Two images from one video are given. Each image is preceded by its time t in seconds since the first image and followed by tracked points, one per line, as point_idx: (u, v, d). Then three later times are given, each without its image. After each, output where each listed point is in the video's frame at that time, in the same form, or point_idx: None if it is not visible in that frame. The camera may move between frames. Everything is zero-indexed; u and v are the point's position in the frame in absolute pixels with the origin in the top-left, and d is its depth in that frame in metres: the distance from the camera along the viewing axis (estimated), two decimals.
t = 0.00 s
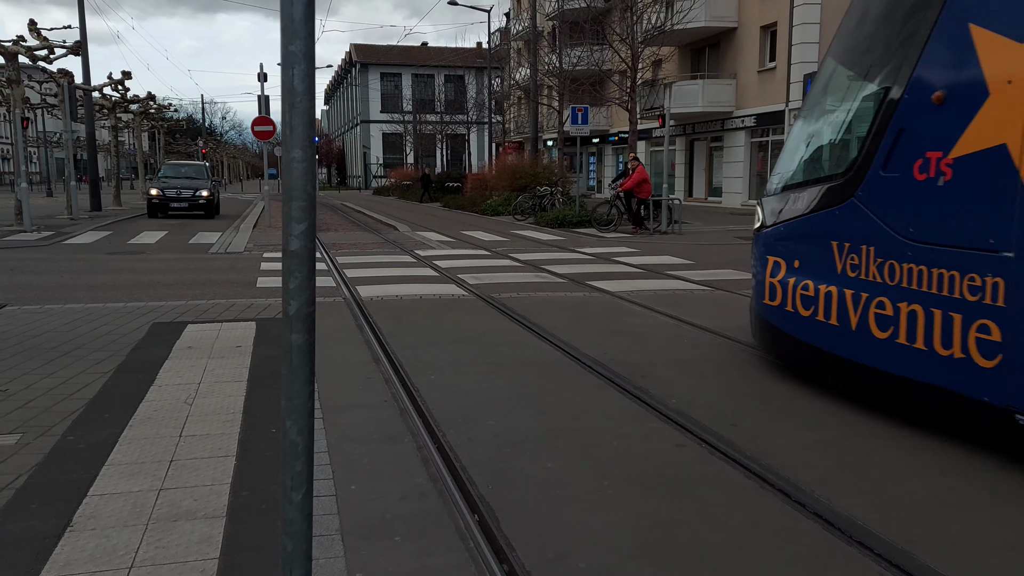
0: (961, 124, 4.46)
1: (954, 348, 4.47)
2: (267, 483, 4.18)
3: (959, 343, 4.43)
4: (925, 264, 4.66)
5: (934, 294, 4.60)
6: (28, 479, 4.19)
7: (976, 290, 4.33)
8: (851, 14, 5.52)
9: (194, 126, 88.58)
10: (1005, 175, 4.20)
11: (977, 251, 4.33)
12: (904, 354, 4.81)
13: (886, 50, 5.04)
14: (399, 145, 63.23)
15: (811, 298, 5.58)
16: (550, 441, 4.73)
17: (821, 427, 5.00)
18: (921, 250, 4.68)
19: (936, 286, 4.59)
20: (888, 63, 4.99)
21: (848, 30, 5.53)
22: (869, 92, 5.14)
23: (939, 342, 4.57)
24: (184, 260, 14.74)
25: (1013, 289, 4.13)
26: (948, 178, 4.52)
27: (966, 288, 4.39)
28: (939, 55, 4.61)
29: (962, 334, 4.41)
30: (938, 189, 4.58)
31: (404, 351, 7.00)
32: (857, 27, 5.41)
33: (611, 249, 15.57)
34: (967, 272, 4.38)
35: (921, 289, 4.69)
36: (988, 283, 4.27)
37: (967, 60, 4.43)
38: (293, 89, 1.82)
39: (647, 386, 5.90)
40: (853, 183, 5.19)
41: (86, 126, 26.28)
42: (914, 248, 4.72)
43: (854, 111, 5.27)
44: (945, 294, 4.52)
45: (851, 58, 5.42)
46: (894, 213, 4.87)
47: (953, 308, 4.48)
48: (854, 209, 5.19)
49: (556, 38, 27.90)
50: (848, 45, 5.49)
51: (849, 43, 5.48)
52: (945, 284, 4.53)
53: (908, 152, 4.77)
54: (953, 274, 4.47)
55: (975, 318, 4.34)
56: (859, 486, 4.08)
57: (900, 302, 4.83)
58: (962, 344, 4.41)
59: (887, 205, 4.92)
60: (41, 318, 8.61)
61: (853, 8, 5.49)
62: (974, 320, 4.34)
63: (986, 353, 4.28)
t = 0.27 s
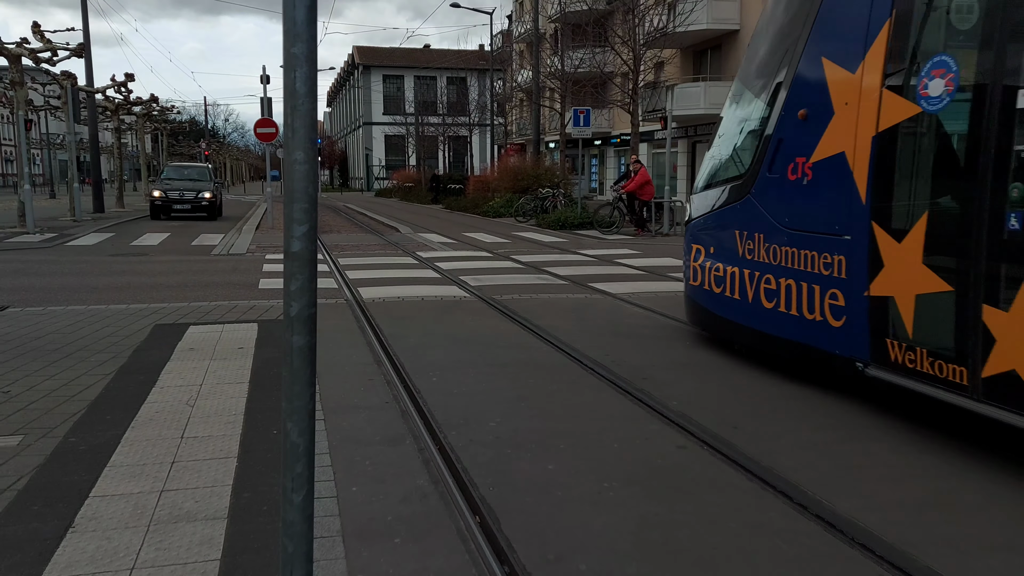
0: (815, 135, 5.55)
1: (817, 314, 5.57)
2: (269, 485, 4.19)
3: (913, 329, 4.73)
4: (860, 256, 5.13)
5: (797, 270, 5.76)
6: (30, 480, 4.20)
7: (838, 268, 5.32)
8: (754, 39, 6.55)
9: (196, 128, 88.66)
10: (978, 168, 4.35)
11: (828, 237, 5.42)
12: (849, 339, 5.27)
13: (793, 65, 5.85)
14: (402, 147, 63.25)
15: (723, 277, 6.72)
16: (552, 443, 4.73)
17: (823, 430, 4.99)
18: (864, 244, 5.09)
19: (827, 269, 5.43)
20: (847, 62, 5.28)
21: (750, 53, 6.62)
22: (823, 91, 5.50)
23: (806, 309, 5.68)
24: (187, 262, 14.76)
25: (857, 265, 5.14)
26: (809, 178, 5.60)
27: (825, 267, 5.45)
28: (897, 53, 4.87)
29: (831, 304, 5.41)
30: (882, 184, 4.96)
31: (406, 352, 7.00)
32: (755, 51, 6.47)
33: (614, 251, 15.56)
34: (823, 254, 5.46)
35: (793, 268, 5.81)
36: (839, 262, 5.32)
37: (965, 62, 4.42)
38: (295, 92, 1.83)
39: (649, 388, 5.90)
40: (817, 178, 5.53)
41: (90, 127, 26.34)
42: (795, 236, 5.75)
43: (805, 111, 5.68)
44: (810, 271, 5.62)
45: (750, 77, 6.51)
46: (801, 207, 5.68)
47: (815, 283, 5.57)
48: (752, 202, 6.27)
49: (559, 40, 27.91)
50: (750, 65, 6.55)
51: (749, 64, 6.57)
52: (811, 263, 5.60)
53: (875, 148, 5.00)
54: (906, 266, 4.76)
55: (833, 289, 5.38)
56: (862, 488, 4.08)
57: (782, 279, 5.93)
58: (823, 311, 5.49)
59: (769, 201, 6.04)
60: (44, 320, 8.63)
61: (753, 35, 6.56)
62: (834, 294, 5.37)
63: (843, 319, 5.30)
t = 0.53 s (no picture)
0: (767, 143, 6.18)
1: (748, 299, 6.41)
2: (269, 490, 4.17)
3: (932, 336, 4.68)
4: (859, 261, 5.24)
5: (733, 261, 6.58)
6: (30, 484, 4.19)
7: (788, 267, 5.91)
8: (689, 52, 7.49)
9: (199, 132, 88.75)
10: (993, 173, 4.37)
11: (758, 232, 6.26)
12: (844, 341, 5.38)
13: (793, 66, 5.92)
14: (403, 152, 63.25)
15: (660, 266, 7.83)
16: (553, 447, 4.72)
17: (825, 435, 4.97)
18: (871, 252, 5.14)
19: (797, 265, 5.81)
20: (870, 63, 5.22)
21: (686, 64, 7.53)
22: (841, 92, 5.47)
23: (717, 292, 6.85)
24: (188, 266, 14.75)
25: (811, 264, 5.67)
26: (717, 182, 6.77)
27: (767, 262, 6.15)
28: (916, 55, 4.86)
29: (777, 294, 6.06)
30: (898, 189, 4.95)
31: (406, 356, 6.99)
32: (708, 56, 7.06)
33: (615, 256, 15.54)
34: (727, 245, 6.63)
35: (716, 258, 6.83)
36: (740, 251, 6.48)
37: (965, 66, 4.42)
38: (295, 96, 1.83)
39: (650, 392, 5.89)
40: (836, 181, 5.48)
41: (92, 131, 26.37)
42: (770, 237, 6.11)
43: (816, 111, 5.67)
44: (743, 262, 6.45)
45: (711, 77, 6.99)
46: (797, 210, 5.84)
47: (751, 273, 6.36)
48: (679, 201, 7.41)
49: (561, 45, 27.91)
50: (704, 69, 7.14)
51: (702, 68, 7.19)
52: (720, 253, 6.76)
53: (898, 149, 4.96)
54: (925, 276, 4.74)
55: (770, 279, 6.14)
56: (864, 494, 4.06)
57: (701, 266, 7.05)
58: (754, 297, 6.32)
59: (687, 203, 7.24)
60: (45, 324, 8.62)
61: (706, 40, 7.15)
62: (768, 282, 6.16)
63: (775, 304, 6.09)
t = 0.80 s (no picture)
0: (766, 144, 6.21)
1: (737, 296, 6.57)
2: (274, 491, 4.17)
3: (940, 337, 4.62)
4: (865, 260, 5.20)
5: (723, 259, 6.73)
6: (36, 485, 4.20)
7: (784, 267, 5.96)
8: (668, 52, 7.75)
9: (207, 134, 89.01)
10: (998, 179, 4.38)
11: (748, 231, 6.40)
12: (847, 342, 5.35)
13: (785, 71, 5.99)
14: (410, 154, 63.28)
15: (615, 256, 8.90)
16: (558, 450, 4.70)
17: (831, 439, 4.94)
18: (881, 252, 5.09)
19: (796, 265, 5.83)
20: (880, 66, 5.13)
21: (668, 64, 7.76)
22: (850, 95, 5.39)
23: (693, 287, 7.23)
24: (195, 267, 14.77)
25: (805, 264, 5.72)
26: (656, 183, 7.82)
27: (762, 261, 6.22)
28: (931, 57, 4.78)
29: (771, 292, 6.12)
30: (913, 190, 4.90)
31: (412, 358, 6.98)
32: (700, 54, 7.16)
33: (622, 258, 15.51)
34: (663, 237, 7.68)
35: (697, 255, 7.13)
36: (673, 241, 7.53)
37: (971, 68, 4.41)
38: (297, 96, 1.83)
39: (655, 395, 5.87)
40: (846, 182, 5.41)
41: (99, 133, 26.46)
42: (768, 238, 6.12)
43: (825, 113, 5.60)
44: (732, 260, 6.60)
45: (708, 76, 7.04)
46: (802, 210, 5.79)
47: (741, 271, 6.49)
48: (628, 198, 8.47)
49: (568, 47, 27.87)
50: (694, 68, 7.26)
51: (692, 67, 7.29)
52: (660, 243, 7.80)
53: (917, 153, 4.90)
54: (937, 276, 4.67)
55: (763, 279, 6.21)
56: (871, 498, 4.03)
57: (645, 255, 8.13)
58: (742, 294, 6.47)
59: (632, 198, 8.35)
60: (51, 325, 8.64)
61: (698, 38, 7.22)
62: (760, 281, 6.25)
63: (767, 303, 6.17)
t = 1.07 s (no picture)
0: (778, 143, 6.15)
1: (748, 296, 6.53)
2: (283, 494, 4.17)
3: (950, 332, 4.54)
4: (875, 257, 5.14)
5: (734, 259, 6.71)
6: (47, 487, 4.21)
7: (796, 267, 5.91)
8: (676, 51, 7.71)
9: (218, 137, 89.45)
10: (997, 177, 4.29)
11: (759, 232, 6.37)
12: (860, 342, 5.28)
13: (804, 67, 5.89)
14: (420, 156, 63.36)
15: (588, 249, 10.03)
16: (568, 452, 4.69)
17: (842, 440, 4.91)
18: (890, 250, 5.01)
19: (809, 265, 5.77)
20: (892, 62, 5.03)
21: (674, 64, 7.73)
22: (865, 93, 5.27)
23: (700, 288, 7.26)
24: (206, 270, 14.83)
25: (723, 250, 6.84)
26: (617, 183, 8.99)
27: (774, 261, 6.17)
28: (940, 54, 4.67)
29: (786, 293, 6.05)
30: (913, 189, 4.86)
31: (421, 361, 6.98)
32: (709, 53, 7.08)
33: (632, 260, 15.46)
34: (622, 231, 8.85)
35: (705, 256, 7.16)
36: (630, 234, 8.68)
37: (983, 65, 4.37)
38: (304, 99, 1.83)
39: (665, 397, 5.85)
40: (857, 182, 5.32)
41: (112, 137, 26.66)
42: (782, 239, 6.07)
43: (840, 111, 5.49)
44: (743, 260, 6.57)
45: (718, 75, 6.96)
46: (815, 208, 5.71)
47: (753, 272, 6.45)
48: (598, 197, 9.59)
49: (577, 49, 27.82)
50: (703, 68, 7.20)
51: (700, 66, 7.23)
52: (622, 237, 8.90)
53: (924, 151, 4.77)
54: (945, 272, 4.59)
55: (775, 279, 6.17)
56: (883, 500, 4.00)
57: (609, 246, 9.28)
58: (755, 294, 6.43)
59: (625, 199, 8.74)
60: (64, 328, 8.71)
61: (707, 36, 7.14)
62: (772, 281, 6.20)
63: (780, 304, 6.12)
